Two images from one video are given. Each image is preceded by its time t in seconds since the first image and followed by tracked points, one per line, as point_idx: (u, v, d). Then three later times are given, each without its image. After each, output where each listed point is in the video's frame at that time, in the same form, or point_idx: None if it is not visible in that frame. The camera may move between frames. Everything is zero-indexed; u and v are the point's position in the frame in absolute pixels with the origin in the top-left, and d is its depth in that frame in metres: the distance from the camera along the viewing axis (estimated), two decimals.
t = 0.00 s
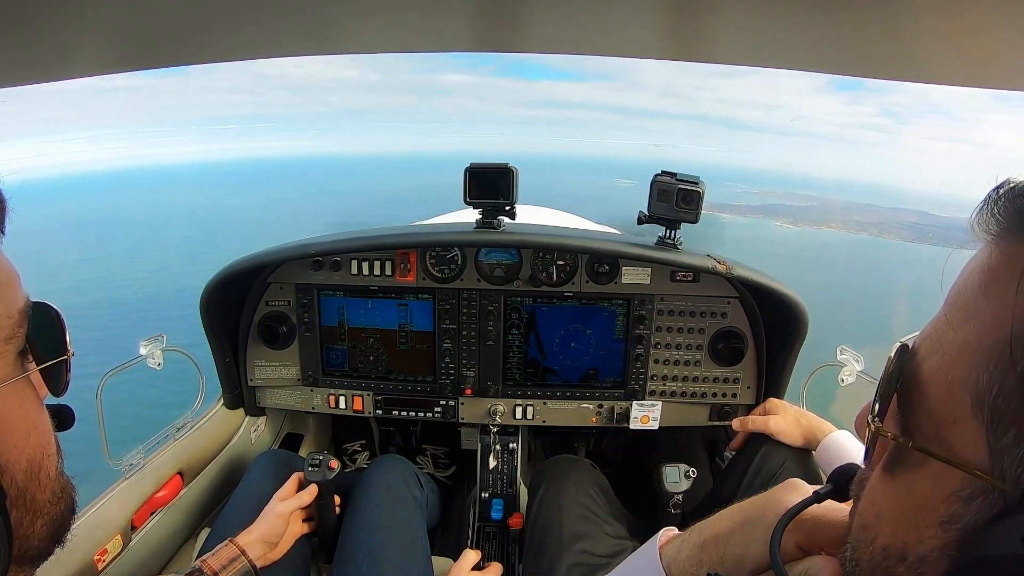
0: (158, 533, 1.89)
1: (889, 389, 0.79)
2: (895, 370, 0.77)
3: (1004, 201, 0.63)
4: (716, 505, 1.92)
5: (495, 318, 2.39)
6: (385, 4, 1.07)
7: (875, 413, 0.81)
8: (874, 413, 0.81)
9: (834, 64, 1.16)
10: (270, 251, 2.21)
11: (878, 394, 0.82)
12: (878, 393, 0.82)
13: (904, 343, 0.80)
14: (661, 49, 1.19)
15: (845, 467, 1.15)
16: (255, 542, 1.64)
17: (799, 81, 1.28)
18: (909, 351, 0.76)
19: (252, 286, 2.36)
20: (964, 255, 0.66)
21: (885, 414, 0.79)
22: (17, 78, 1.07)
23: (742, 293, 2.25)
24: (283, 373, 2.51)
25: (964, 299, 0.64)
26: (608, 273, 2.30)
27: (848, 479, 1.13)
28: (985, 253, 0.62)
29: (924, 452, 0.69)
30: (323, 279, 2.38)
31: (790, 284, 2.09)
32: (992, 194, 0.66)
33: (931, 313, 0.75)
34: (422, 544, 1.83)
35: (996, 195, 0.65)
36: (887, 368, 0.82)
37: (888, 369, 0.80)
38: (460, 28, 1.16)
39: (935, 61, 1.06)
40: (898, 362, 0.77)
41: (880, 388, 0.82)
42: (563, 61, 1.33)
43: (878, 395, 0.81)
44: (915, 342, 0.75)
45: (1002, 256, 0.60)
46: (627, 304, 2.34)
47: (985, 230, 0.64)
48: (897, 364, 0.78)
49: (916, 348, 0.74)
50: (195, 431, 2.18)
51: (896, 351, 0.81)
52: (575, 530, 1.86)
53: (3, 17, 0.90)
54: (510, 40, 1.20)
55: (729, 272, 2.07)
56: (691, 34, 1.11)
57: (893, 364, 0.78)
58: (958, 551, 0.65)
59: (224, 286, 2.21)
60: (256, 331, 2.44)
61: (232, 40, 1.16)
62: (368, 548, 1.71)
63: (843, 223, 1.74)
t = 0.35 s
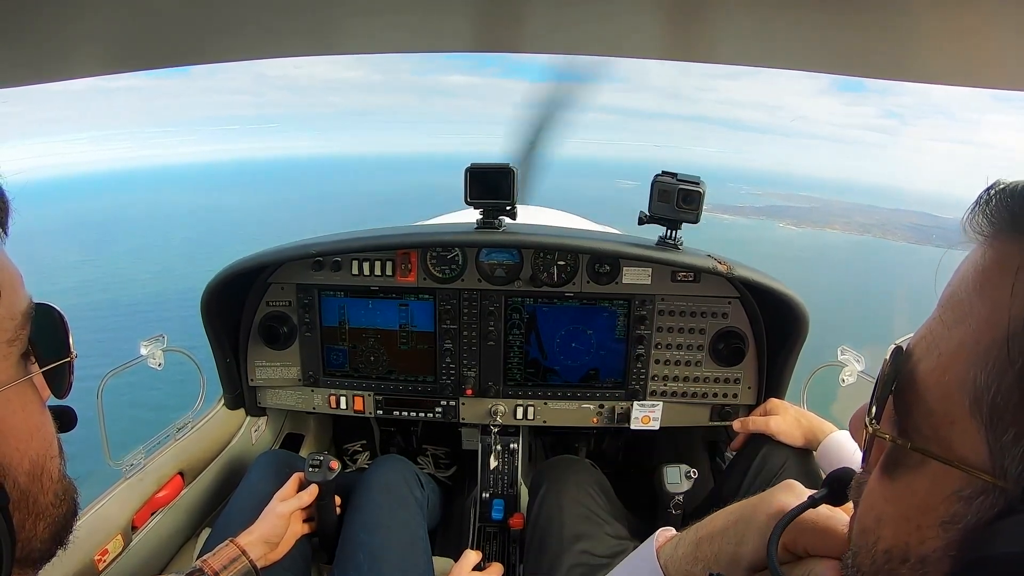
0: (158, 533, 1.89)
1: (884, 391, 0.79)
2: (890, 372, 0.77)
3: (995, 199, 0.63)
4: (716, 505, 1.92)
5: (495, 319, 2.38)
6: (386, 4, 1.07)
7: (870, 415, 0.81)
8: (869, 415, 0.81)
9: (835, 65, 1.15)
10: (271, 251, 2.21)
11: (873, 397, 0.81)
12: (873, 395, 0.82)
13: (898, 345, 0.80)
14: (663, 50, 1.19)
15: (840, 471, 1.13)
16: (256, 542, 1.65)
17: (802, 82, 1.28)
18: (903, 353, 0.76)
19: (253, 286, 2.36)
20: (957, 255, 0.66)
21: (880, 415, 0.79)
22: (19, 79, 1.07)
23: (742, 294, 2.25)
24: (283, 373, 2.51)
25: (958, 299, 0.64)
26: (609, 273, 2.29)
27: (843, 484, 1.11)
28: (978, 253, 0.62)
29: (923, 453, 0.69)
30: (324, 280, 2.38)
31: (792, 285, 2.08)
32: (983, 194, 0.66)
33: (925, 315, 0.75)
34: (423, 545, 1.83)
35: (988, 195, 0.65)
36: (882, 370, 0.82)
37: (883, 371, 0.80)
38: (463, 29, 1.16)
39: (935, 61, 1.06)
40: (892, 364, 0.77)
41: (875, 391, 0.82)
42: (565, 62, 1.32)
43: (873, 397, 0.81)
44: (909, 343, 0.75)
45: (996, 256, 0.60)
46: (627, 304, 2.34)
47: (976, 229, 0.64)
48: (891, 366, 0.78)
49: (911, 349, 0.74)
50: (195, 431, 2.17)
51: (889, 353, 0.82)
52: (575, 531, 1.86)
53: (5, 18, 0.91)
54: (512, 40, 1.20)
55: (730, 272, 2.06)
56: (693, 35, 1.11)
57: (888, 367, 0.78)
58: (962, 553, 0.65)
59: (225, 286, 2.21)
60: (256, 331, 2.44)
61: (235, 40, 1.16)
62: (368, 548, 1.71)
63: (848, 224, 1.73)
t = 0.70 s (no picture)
0: (159, 533, 1.89)
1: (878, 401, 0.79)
2: (884, 382, 0.77)
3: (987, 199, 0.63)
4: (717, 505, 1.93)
5: (496, 319, 2.38)
6: (388, 3, 1.07)
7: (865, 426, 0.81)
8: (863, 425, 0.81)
9: (836, 65, 1.15)
10: (272, 251, 2.21)
11: (866, 408, 0.81)
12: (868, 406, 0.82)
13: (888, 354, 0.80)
14: (667, 50, 1.19)
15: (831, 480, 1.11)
16: (257, 543, 1.64)
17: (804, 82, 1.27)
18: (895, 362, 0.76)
19: (254, 286, 2.36)
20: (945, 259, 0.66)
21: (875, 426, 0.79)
22: (21, 79, 1.07)
23: (744, 294, 2.25)
24: (284, 373, 2.51)
25: (947, 306, 0.64)
26: (610, 273, 2.29)
27: (834, 492, 1.08)
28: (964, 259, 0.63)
29: (920, 464, 0.69)
30: (325, 280, 2.38)
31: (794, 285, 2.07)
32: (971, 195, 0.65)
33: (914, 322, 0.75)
34: (424, 545, 1.83)
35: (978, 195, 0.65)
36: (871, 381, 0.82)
37: (876, 381, 0.79)
38: (465, 29, 1.16)
39: (935, 60, 1.05)
40: (883, 374, 0.77)
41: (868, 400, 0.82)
42: (567, 62, 1.32)
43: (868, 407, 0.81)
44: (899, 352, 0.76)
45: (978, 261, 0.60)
46: (628, 305, 2.33)
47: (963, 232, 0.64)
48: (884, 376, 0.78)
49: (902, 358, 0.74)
50: (196, 431, 2.17)
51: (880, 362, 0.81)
52: (577, 531, 1.85)
53: (6, 17, 0.91)
54: (515, 41, 1.20)
55: (731, 272, 2.06)
56: (695, 35, 1.11)
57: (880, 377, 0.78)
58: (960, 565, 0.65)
59: (226, 286, 2.21)
60: (257, 331, 2.44)
61: (237, 40, 1.15)
62: (369, 548, 1.71)
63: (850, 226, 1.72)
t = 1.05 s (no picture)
0: (159, 533, 1.89)
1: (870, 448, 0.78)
2: (881, 428, 0.76)
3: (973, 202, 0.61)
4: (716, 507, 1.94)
5: (497, 319, 2.38)
6: (389, 2, 1.07)
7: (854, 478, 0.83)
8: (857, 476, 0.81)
9: (836, 65, 1.15)
10: (272, 251, 2.21)
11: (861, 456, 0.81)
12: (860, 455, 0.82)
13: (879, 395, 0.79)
14: (669, 50, 1.19)
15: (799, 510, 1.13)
16: (256, 543, 1.64)
17: (806, 83, 1.27)
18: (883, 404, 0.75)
19: (255, 285, 2.36)
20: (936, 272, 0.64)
21: (866, 477, 0.80)
22: (21, 80, 1.07)
23: (745, 294, 2.24)
24: (284, 373, 2.51)
25: (939, 349, 0.62)
26: (611, 274, 2.29)
27: (805, 518, 1.11)
28: (953, 297, 0.60)
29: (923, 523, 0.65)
30: (325, 280, 2.38)
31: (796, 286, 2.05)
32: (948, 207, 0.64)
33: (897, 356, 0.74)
34: (424, 545, 1.82)
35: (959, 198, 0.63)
36: (853, 421, 0.85)
37: (874, 425, 0.78)
38: (466, 29, 1.16)
39: (933, 61, 1.05)
40: (881, 418, 0.76)
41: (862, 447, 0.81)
42: (569, 62, 1.32)
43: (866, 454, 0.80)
44: (887, 398, 0.74)
45: (967, 298, 0.58)
46: (629, 305, 2.33)
47: (951, 245, 0.62)
48: (876, 421, 0.78)
49: (894, 404, 0.72)
50: (196, 431, 2.17)
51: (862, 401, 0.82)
52: (577, 531, 1.85)
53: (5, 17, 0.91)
54: (518, 40, 1.20)
55: (732, 272, 2.06)
56: (697, 35, 1.11)
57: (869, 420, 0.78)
58: None
59: (226, 286, 2.21)
60: (258, 331, 2.45)
61: (239, 40, 1.15)
62: (369, 548, 1.71)
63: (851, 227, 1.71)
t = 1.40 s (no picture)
0: (159, 533, 1.89)
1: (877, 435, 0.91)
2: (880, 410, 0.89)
3: (976, 210, 0.73)
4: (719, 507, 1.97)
5: (498, 319, 2.38)
6: (388, 2, 1.07)
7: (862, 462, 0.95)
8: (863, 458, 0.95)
9: (834, 64, 1.15)
10: (272, 251, 2.21)
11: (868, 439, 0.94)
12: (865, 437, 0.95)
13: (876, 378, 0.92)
14: (666, 49, 1.18)
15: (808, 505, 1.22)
16: (257, 543, 1.65)
17: (804, 83, 1.27)
18: (886, 392, 0.87)
19: (255, 285, 2.36)
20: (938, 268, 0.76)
21: (871, 459, 0.92)
22: (21, 78, 1.07)
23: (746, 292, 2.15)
24: (285, 373, 2.51)
25: (947, 343, 0.74)
26: (612, 274, 2.28)
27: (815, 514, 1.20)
28: (959, 296, 0.73)
29: (923, 496, 0.80)
30: (326, 280, 2.38)
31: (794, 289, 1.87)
32: (950, 213, 0.76)
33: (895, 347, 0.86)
34: (424, 545, 1.83)
35: (963, 201, 0.75)
36: (863, 412, 0.96)
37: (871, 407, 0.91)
38: (463, 28, 1.16)
39: (930, 60, 1.05)
40: (879, 400, 0.89)
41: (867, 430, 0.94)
42: (568, 62, 1.32)
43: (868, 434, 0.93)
44: (890, 386, 0.86)
45: (978, 299, 0.70)
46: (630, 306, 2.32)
47: (956, 245, 0.74)
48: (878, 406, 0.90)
49: (893, 391, 0.85)
50: (196, 431, 2.17)
51: (871, 390, 0.93)
52: (577, 531, 1.88)
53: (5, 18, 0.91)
54: (517, 40, 1.20)
55: (731, 273, 2.06)
56: (694, 34, 1.10)
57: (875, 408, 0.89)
58: None
59: (227, 285, 2.21)
60: (259, 330, 2.45)
61: (236, 41, 1.15)
62: (369, 548, 1.71)
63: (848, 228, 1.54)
